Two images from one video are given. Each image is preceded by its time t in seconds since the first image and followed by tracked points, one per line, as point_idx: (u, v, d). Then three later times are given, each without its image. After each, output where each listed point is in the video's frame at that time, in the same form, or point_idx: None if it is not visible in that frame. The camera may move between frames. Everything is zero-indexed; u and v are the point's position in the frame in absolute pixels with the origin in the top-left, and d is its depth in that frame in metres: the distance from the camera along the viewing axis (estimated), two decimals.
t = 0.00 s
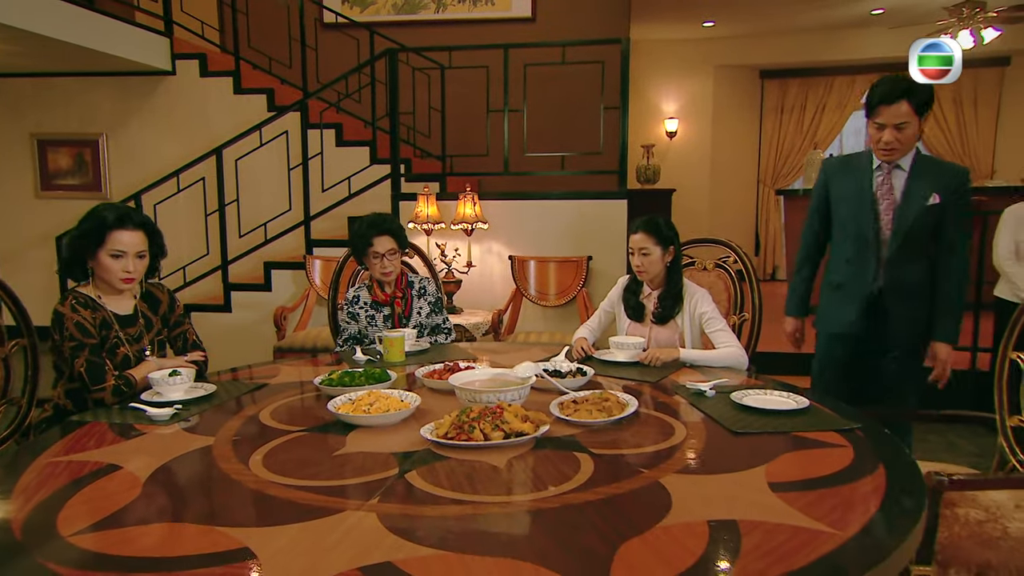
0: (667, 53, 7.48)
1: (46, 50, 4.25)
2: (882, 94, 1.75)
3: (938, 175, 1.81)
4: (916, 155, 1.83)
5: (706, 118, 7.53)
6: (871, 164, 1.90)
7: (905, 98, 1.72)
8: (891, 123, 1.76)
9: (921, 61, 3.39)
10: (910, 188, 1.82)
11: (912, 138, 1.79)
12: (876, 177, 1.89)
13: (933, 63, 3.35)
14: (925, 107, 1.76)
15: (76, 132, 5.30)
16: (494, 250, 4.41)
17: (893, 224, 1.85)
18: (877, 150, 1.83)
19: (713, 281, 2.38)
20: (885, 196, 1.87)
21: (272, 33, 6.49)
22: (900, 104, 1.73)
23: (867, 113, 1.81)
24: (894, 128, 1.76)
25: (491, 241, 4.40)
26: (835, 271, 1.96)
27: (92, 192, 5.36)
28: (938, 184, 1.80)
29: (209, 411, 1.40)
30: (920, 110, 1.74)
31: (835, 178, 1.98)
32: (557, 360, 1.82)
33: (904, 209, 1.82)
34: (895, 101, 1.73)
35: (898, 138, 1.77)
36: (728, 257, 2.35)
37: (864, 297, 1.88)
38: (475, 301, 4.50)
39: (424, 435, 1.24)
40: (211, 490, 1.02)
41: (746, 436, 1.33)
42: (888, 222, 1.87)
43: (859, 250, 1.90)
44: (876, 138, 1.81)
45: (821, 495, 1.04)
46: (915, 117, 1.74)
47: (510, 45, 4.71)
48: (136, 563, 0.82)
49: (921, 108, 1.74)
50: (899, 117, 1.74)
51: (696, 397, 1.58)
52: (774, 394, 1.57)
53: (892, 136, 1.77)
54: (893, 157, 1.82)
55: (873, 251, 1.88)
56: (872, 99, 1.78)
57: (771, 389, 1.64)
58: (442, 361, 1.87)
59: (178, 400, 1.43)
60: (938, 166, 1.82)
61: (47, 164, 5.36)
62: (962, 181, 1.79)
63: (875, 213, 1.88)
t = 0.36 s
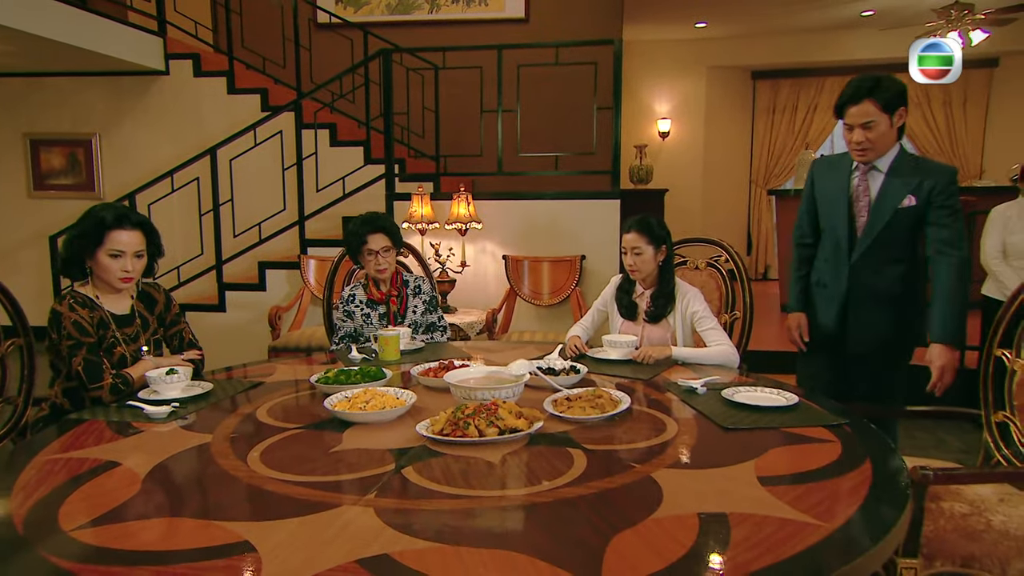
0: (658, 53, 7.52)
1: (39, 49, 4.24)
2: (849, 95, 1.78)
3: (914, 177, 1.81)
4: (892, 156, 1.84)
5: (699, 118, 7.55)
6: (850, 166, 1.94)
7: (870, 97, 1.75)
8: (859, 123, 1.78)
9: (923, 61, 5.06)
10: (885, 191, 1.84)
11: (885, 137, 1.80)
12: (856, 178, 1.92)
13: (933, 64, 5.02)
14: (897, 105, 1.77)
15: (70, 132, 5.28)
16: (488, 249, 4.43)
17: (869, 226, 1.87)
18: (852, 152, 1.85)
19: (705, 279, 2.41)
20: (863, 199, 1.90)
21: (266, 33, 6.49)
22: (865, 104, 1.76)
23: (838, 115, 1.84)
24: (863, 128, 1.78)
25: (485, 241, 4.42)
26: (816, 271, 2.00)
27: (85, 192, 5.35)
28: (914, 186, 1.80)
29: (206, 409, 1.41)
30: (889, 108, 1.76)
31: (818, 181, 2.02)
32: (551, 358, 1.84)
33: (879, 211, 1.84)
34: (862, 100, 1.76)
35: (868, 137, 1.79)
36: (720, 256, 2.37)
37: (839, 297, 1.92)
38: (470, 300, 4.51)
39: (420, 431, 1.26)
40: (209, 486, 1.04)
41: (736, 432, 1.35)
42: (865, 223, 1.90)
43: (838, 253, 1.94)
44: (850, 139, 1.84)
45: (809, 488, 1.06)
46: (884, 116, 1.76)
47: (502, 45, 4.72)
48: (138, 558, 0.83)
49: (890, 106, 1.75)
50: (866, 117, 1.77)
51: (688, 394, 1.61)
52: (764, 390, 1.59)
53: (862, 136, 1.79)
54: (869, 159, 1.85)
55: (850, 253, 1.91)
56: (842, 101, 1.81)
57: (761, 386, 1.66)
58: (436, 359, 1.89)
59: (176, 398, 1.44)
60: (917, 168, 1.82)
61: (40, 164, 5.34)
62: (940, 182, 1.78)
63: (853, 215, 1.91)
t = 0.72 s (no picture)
0: (652, 53, 7.55)
1: (35, 49, 4.24)
2: (787, 96, 1.80)
3: (854, 183, 1.83)
4: (833, 160, 1.86)
5: (693, 118, 7.58)
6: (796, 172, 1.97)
7: (809, 98, 1.77)
8: (798, 124, 1.80)
9: (923, 61, 5.08)
10: (825, 195, 1.86)
11: (824, 139, 1.81)
12: (801, 183, 1.94)
13: (933, 65, 5.04)
14: (836, 108, 1.78)
15: (64, 131, 5.27)
16: (484, 249, 4.45)
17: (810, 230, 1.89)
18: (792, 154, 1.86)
19: (698, 279, 2.43)
20: (806, 204, 1.92)
21: (261, 33, 6.49)
22: (801, 105, 1.78)
23: (779, 116, 1.86)
24: (802, 128, 1.80)
25: (480, 240, 4.44)
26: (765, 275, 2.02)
27: (80, 192, 5.34)
28: (854, 191, 1.81)
29: (204, 407, 1.43)
30: (827, 110, 1.77)
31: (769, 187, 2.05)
32: (546, 356, 1.85)
33: (819, 216, 1.86)
34: (798, 101, 1.78)
35: (807, 138, 1.80)
36: (714, 256, 2.40)
37: (782, 301, 1.94)
38: (465, 300, 4.53)
39: (417, 427, 1.27)
40: (209, 482, 1.05)
41: (728, 428, 1.37)
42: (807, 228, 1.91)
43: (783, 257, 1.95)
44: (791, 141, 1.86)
45: (799, 482, 1.08)
46: (822, 117, 1.77)
47: (497, 46, 4.74)
48: (142, 551, 0.84)
49: (826, 107, 1.77)
50: (804, 118, 1.78)
51: (682, 391, 1.63)
52: (757, 387, 1.61)
53: (802, 136, 1.81)
54: (809, 163, 1.87)
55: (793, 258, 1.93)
56: (782, 101, 1.83)
57: (754, 383, 1.69)
58: (432, 358, 1.91)
59: (174, 396, 1.46)
60: (860, 173, 1.83)
61: (35, 164, 5.33)
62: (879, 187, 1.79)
63: (796, 219, 1.93)
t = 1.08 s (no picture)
0: (648, 53, 7.58)
1: (33, 49, 4.25)
2: (740, 96, 1.83)
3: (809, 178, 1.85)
4: (789, 158, 1.88)
5: (690, 118, 7.60)
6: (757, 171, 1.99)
7: (762, 97, 1.79)
8: (752, 123, 1.82)
9: (923, 61, 5.16)
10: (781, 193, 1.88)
11: (778, 137, 1.83)
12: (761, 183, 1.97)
13: (932, 65, 5.13)
14: (789, 106, 1.81)
15: (62, 131, 5.27)
16: (481, 249, 4.46)
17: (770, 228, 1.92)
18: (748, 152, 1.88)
19: (694, 277, 2.45)
20: (766, 203, 1.95)
21: (259, 33, 6.49)
22: (754, 104, 1.80)
23: (734, 117, 1.88)
24: (756, 127, 1.82)
25: (477, 240, 4.45)
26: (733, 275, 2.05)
27: (77, 191, 5.34)
28: (808, 187, 1.83)
29: (205, 404, 1.44)
30: (780, 109, 1.79)
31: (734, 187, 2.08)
32: (543, 355, 1.87)
33: (776, 214, 1.88)
34: (751, 100, 1.80)
35: (761, 136, 1.82)
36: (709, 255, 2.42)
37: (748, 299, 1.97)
38: (463, 299, 4.55)
39: (415, 424, 1.29)
40: (211, 478, 1.07)
41: (723, 424, 1.39)
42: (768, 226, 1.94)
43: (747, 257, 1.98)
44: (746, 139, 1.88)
45: (790, 477, 1.10)
46: (775, 116, 1.80)
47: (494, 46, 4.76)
48: (145, 544, 0.86)
49: (779, 105, 1.79)
50: (758, 117, 1.81)
51: (677, 388, 1.64)
52: (751, 385, 1.63)
53: (756, 135, 1.83)
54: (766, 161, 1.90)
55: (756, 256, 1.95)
56: (737, 101, 1.85)
57: (747, 381, 1.71)
58: (430, 356, 1.92)
59: (175, 394, 1.47)
60: (815, 169, 1.85)
61: (32, 163, 5.33)
62: (832, 181, 1.80)
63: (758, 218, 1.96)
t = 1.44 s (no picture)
0: (644, 53, 7.59)
1: (31, 49, 4.25)
2: (710, 96, 1.86)
3: (783, 166, 1.89)
4: (761, 151, 1.92)
5: (687, 117, 7.61)
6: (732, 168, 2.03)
7: (731, 95, 1.82)
8: (723, 122, 1.86)
9: (924, 61, 5.20)
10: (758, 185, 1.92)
11: (750, 133, 1.87)
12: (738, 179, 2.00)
13: (933, 65, 5.16)
14: (758, 103, 1.84)
15: (59, 130, 5.27)
16: (478, 248, 4.48)
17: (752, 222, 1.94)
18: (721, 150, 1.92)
19: (690, 276, 2.47)
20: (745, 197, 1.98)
21: (256, 32, 6.49)
22: (724, 103, 1.84)
23: (705, 116, 1.92)
24: (727, 125, 1.85)
25: (475, 239, 4.47)
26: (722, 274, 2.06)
27: (75, 190, 5.34)
28: (783, 175, 1.88)
29: (205, 401, 1.45)
30: (750, 106, 1.83)
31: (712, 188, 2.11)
32: (541, 352, 1.88)
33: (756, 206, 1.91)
34: (721, 99, 1.84)
35: (733, 133, 1.86)
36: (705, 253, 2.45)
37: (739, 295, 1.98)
38: (460, 298, 4.56)
39: (414, 421, 1.30)
40: (213, 473, 1.08)
41: (719, 421, 1.40)
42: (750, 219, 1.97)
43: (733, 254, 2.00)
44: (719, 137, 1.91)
45: (784, 472, 1.12)
46: (746, 113, 1.83)
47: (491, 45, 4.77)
48: (149, 538, 0.87)
49: (748, 103, 1.82)
50: (729, 115, 1.84)
51: (674, 385, 1.66)
52: (746, 382, 1.65)
53: (728, 132, 1.86)
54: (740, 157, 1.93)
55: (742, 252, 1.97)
56: (708, 101, 1.89)
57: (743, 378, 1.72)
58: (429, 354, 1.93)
59: (175, 391, 1.48)
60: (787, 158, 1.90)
61: (30, 163, 5.33)
62: (804, 167, 1.85)
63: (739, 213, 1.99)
